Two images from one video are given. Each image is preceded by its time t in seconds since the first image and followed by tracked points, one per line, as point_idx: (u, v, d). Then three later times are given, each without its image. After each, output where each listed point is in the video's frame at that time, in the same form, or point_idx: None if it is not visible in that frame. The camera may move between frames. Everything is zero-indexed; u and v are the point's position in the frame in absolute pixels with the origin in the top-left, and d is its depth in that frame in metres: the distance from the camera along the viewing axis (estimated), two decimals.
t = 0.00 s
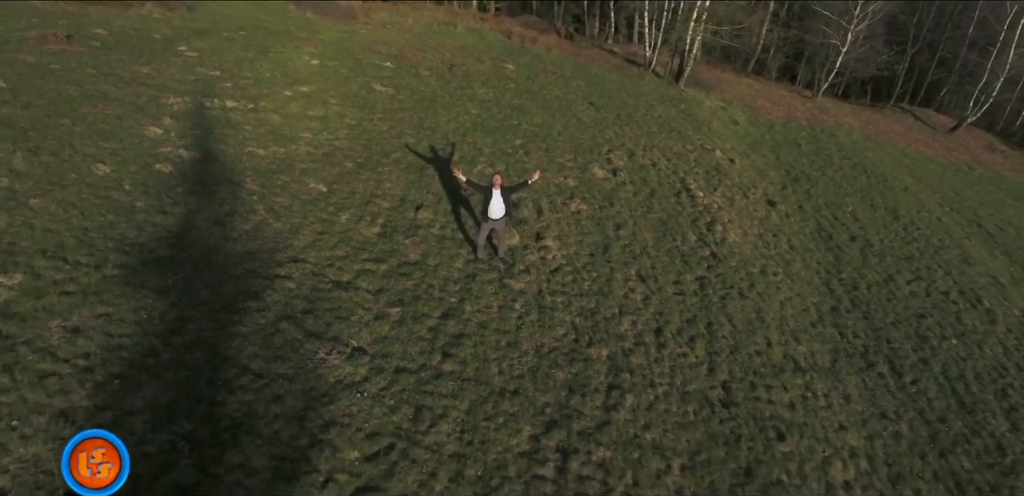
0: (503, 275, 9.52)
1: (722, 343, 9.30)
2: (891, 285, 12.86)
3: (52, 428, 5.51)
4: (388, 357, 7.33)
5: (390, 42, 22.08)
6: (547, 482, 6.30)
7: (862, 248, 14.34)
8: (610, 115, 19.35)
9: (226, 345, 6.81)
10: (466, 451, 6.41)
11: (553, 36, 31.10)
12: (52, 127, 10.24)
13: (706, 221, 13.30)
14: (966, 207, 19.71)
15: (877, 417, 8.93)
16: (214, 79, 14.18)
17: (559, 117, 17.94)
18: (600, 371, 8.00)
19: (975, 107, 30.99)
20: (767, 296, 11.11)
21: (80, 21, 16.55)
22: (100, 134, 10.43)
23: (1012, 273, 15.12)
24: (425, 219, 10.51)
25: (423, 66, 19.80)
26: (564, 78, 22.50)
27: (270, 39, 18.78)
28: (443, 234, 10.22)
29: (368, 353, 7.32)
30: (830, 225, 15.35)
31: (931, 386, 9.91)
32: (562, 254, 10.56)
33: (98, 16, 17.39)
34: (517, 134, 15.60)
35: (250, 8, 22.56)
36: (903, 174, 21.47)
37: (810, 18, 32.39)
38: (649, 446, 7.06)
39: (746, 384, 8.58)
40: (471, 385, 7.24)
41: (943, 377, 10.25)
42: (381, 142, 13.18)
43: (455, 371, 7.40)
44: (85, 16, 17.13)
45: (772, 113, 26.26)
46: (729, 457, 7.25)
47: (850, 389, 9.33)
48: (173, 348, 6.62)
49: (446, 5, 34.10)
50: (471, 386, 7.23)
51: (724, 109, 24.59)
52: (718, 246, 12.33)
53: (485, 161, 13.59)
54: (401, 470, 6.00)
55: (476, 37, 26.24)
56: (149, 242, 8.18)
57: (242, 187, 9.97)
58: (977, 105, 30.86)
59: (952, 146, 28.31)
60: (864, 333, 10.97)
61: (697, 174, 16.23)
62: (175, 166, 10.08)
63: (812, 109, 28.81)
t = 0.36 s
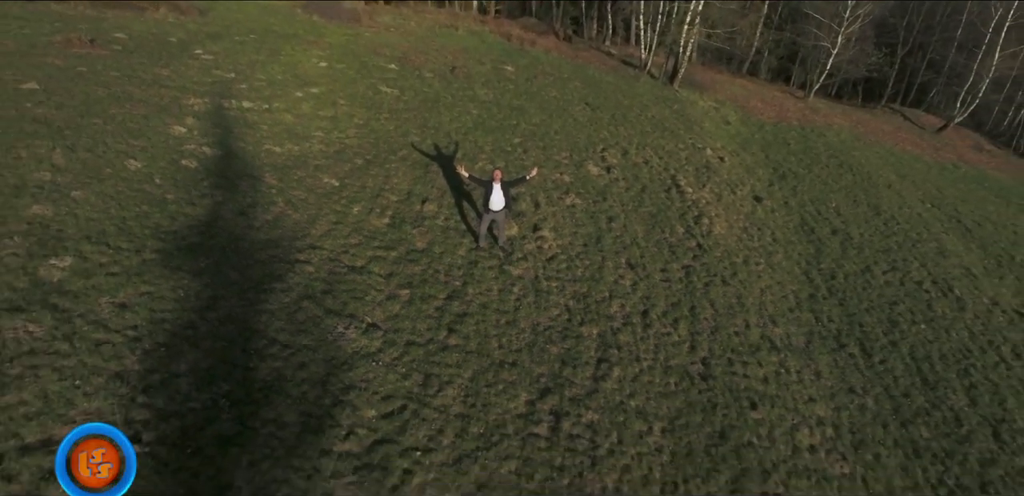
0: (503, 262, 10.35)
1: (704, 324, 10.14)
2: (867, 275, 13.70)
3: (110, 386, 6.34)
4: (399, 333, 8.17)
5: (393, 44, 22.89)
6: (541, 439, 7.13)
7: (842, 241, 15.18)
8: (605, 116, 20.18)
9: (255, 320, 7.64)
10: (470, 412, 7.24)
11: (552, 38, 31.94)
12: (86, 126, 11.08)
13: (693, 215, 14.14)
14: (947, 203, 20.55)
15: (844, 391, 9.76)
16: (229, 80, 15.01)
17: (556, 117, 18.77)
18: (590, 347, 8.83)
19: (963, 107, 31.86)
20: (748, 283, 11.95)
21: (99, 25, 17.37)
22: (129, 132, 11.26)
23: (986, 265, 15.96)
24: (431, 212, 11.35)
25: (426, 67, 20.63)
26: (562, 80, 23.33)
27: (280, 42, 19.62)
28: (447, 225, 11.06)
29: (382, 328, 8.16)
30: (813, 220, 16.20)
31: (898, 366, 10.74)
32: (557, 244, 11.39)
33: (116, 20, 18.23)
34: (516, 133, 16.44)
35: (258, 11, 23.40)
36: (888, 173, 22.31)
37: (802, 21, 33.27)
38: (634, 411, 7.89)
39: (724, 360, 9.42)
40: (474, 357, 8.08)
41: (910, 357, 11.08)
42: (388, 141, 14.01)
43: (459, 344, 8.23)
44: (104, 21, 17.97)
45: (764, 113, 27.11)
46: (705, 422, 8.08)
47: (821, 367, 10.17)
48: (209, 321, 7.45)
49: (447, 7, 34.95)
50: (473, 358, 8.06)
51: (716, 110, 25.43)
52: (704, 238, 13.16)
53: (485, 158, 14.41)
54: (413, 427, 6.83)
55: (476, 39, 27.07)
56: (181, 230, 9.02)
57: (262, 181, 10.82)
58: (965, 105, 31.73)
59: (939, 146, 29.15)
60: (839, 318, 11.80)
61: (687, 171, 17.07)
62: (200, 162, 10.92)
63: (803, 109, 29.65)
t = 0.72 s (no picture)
0: (503, 250, 11.25)
1: (687, 307, 11.04)
2: (845, 265, 14.62)
3: (158, 351, 7.24)
4: (410, 311, 9.08)
5: (397, 47, 23.79)
6: (536, 402, 8.03)
7: (822, 234, 16.10)
8: (601, 116, 21.08)
9: (281, 298, 8.55)
10: (473, 378, 8.14)
11: (550, 40, 32.86)
12: (117, 125, 11.98)
13: (681, 209, 15.04)
14: (929, 200, 21.45)
15: (815, 367, 10.67)
16: (244, 82, 15.91)
17: (554, 116, 19.67)
18: (582, 325, 9.73)
19: (950, 107, 32.81)
20: (730, 271, 12.86)
21: (118, 30, 18.28)
22: (157, 131, 12.17)
23: (960, 257, 16.87)
24: (436, 204, 12.25)
25: (429, 70, 21.54)
26: (559, 81, 24.24)
27: (289, 45, 20.53)
28: (451, 217, 11.96)
29: (393, 307, 9.07)
30: (796, 214, 17.11)
31: (867, 346, 11.64)
32: (553, 234, 12.29)
33: (134, 25, 19.16)
34: (515, 132, 17.35)
35: (266, 16, 24.32)
36: (872, 171, 23.22)
37: (794, 23, 34.21)
38: (621, 380, 8.80)
39: (704, 338, 10.32)
40: (477, 332, 8.98)
41: (879, 339, 11.99)
42: (395, 139, 14.91)
43: (464, 321, 9.14)
44: (123, 25, 18.89)
45: (755, 113, 28.03)
46: (685, 390, 8.98)
47: (795, 346, 11.08)
48: (240, 299, 8.35)
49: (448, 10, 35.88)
50: (476, 333, 8.97)
51: (708, 110, 26.34)
52: (691, 230, 14.07)
53: (486, 156, 15.31)
54: (423, 390, 7.73)
55: (476, 42, 27.98)
56: (210, 219, 9.93)
57: (281, 176, 11.73)
58: (951, 106, 32.68)
59: (926, 145, 30.07)
60: (815, 303, 12.71)
61: (677, 168, 17.98)
62: (223, 158, 11.83)
63: (794, 109, 30.57)
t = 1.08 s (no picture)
0: (503, 239, 12.22)
1: (672, 292, 12.02)
2: (824, 256, 15.59)
3: (199, 324, 8.21)
4: (419, 292, 10.05)
5: (401, 50, 24.73)
6: (533, 372, 9.00)
7: (804, 227, 17.07)
8: (597, 116, 22.04)
9: (304, 280, 9.51)
10: (476, 351, 9.11)
11: (549, 42, 33.85)
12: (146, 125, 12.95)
13: (670, 203, 16.02)
14: (910, 196, 22.43)
15: (789, 347, 11.64)
16: (259, 85, 16.87)
17: (551, 117, 20.62)
18: (575, 306, 10.71)
19: (937, 107, 33.78)
20: (714, 260, 13.83)
21: (137, 34, 19.26)
22: (182, 130, 13.14)
23: (935, 249, 17.84)
24: (441, 198, 13.21)
25: (432, 72, 22.51)
26: (557, 83, 25.22)
27: (299, 49, 21.50)
28: (455, 209, 12.92)
29: (404, 288, 10.05)
30: (780, 209, 18.08)
31: (839, 328, 12.61)
32: (549, 226, 13.26)
33: (152, 30, 20.14)
34: (515, 132, 18.32)
35: (275, 20, 25.29)
36: (858, 169, 24.19)
37: (786, 26, 35.22)
38: (609, 355, 9.77)
39: (687, 320, 11.29)
40: (479, 311, 9.95)
41: (850, 322, 12.97)
42: (401, 138, 15.87)
43: (467, 301, 10.12)
44: (141, 30, 19.87)
45: (746, 113, 29.01)
46: (667, 364, 9.95)
47: (772, 328, 12.05)
48: (267, 280, 9.32)
49: (450, 13, 36.88)
50: (479, 312, 9.94)
51: (700, 111, 27.30)
52: (679, 223, 15.04)
53: (487, 154, 16.26)
54: (432, 360, 8.70)
55: (477, 44, 28.94)
56: (236, 211, 10.91)
57: (297, 172, 12.70)
58: (938, 106, 33.66)
59: (913, 144, 31.04)
60: (793, 290, 13.68)
61: (668, 166, 18.95)
62: (244, 155, 12.80)
63: (785, 110, 31.54)
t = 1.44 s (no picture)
0: (503, 235, 13.31)
1: (659, 283, 13.11)
2: (803, 251, 16.68)
3: (235, 308, 9.30)
4: (428, 282, 11.14)
5: (405, 55, 25.81)
6: (531, 351, 10.10)
7: (786, 225, 18.15)
8: (592, 119, 23.11)
9: (325, 270, 10.61)
10: (480, 333, 10.20)
11: (547, 46, 34.92)
12: (174, 130, 14.04)
13: (660, 202, 17.11)
14: (892, 196, 23.52)
15: (765, 333, 12.73)
16: (274, 90, 17.95)
17: (549, 120, 21.69)
18: (569, 295, 11.80)
19: (923, 109, 34.87)
20: (699, 255, 14.92)
21: (156, 42, 20.32)
22: (207, 134, 14.22)
23: (910, 245, 18.93)
24: (446, 197, 14.30)
25: (435, 77, 23.59)
26: (555, 87, 26.30)
27: (308, 55, 22.59)
28: (459, 208, 14.01)
29: (414, 278, 11.14)
30: (765, 208, 19.17)
31: (812, 317, 13.71)
32: (546, 223, 14.34)
33: (170, 38, 21.22)
34: (514, 135, 19.39)
35: (284, 27, 26.36)
36: (842, 169, 25.29)
37: (777, 31, 36.29)
38: (599, 337, 10.86)
39: (671, 308, 12.38)
40: (482, 299, 11.05)
41: (824, 311, 14.06)
42: (408, 142, 16.95)
43: (471, 290, 11.22)
44: (160, 38, 20.95)
45: (738, 116, 30.10)
46: (652, 346, 11.04)
47: (750, 316, 13.14)
48: (293, 271, 10.41)
49: (451, 18, 37.97)
50: (482, 299, 11.03)
51: (693, 114, 28.38)
52: (667, 221, 16.12)
53: (488, 156, 17.34)
54: (440, 340, 9.80)
55: (478, 49, 30.01)
56: (261, 209, 12.01)
57: (314, 174, 13.79)
58: (924, 108, 34.74)
59: (899, 145, 32.12)
60: (772, 282, 14.77)
61: (660, 167, 20.03)
62: (264, 158, 13.89)
63: (775, 112, 32.59)
